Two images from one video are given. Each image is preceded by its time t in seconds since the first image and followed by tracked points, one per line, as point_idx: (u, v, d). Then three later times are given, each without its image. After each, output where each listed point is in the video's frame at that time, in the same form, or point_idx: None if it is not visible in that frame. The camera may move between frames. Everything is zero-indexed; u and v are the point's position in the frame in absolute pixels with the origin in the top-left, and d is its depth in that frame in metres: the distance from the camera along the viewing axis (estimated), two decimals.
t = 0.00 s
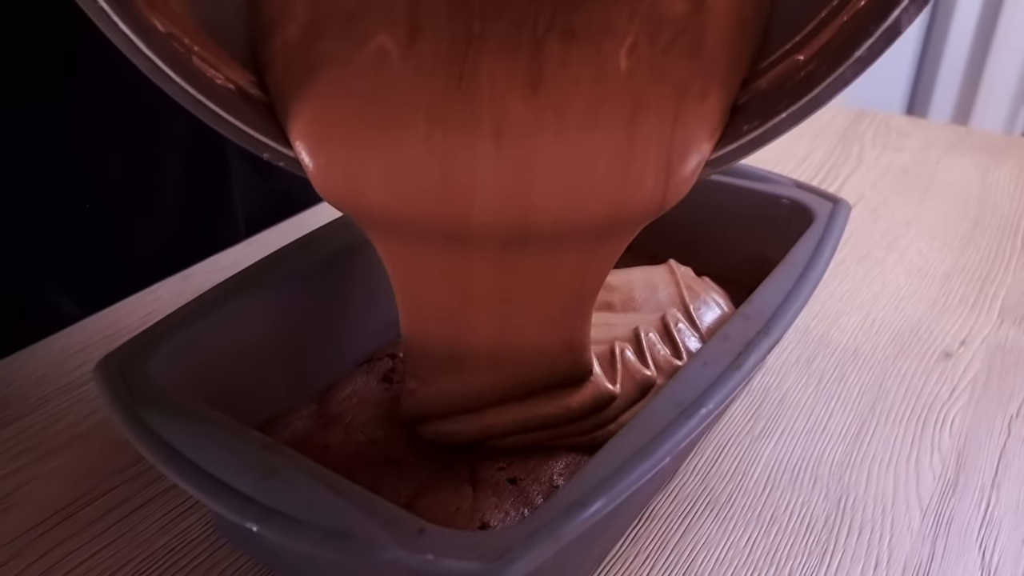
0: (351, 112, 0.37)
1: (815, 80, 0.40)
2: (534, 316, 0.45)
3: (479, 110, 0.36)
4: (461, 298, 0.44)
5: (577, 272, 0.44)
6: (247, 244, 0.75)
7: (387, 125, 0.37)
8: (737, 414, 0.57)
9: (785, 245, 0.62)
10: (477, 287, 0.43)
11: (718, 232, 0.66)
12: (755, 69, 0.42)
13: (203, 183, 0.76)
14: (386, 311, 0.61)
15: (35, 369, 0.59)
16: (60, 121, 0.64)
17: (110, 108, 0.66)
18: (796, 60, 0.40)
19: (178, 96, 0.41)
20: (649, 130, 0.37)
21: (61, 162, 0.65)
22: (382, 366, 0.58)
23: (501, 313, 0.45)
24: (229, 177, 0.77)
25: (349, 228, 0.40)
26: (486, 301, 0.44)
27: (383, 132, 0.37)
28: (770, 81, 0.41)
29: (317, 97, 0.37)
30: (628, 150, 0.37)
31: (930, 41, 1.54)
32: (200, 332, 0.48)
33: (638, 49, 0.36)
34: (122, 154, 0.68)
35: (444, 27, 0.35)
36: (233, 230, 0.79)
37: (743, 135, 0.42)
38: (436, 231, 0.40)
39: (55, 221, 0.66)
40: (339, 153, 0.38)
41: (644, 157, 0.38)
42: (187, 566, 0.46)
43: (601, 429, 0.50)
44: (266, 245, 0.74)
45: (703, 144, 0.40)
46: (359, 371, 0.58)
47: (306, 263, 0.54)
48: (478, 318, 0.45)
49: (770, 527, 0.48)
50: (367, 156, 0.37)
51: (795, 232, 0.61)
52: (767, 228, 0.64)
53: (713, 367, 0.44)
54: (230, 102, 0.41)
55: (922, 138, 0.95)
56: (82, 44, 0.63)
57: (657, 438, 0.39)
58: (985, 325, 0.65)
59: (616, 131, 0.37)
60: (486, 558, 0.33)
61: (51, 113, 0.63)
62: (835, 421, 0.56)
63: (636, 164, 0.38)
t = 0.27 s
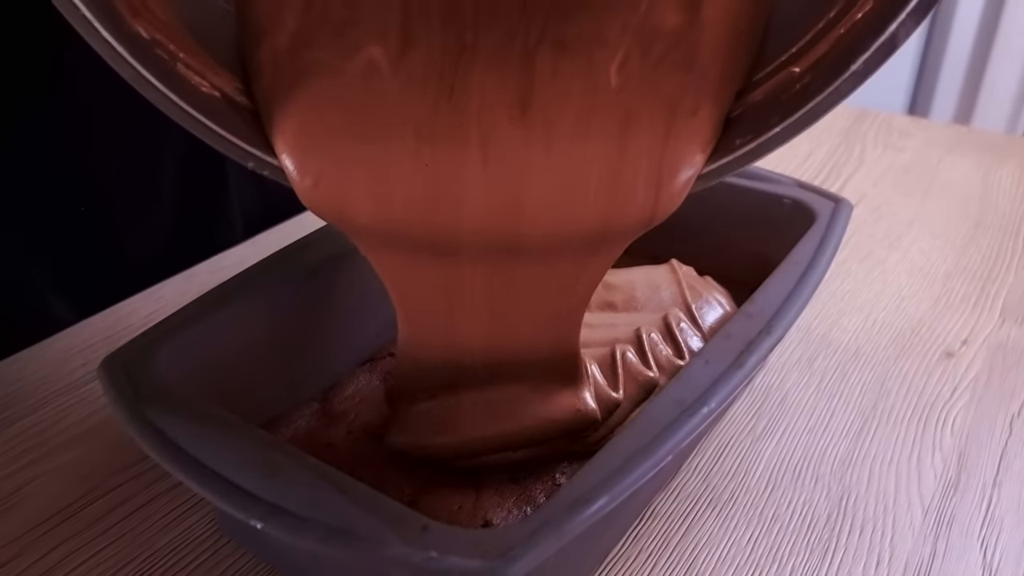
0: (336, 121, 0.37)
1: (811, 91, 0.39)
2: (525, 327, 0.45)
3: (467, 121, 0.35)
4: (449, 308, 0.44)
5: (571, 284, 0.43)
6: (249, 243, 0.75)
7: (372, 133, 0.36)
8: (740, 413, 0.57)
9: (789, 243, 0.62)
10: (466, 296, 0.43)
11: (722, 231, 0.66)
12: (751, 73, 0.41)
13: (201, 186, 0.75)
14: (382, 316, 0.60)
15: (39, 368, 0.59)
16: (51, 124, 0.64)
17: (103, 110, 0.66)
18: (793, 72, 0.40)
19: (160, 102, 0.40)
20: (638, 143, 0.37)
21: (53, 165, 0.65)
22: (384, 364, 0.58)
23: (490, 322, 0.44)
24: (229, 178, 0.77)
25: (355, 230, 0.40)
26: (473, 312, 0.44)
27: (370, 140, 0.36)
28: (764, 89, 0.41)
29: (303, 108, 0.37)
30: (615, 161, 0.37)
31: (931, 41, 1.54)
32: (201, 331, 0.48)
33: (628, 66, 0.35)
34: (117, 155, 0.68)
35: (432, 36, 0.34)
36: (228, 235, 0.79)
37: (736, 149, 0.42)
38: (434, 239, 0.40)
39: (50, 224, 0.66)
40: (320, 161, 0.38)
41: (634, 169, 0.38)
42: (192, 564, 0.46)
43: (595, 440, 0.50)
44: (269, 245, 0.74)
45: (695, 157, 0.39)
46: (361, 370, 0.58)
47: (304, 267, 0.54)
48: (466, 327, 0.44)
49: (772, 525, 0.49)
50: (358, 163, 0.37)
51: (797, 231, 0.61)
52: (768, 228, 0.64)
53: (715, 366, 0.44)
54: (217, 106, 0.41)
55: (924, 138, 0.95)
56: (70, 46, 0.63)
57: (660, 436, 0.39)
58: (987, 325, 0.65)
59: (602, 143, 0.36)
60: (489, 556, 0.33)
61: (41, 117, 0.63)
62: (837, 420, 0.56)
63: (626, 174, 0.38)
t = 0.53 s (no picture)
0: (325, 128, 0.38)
1: (803, 112, 0.37)
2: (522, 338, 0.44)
3: (452, 133, 0.36)
4: (438, 320, 0.43)
5: (570, 292, 0.42)
6: (254, 241, 0.75)
7: (358, 143, 0.37)
8: (743, 409, 0.57)
9: (792, 241, 0.63)
10: (454, 308, 0.42)
11: (725, 230, 0.67)
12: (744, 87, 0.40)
13: (200, 189, 0.73)
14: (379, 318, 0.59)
15: (44, 366, 0.60)
16: (44, 124, 0.62)
17: (98, 109, 0.64)
18: (784, 86, 0.38)
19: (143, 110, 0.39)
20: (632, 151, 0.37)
21: (47, 167, 0.63)
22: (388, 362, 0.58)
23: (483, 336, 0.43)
24: (228, 179, 0.75)
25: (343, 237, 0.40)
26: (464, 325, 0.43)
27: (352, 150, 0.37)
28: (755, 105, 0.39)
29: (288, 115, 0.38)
30: (603, 172, 0.37)
31: (933, 40, 1.54)
32: (206, 329, 0.48)
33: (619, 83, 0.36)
34: (113, 156, 0.66)
35: (424, 53, 0.36)
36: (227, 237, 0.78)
37: (723, 164, 0.40)
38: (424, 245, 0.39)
39: (44, 226, 0.64)
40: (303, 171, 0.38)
41: (621, 185, 0.38)
42: (198, 559, 0.46)
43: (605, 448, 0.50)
44: (272, 245, 0.74)
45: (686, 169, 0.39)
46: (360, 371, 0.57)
47: (299, 269, 0.54)
48: (458, 339, 0.43)
49: (776, 520, 0.49)
50: (346, 170, 0.38)
51: (800, 229, 0.62)
52: (772, 225, 0.64)
53: (719, 361, 0.44)
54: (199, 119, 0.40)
55: (927, 136, 0.95)
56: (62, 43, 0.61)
57: (665, 429, 0.39)
58: (990, 321, 0.65)
59: (587, 152, 0.37)
60: (495, 548, 0.33)
61: (34, 117, 0.62)
62: (841, 416, 0.56)
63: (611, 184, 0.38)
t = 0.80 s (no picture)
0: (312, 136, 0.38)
1: (795, 121, 0.35)
2: (517, 344, 0.44)
3: (442, 144, 0.37)
4: (428, 325, 0.43)
5: (564, 298, 0.42)
6: (257, 240, 0.75)
7: (347, 150, 0.38)
8: (745, 407, 0.57)
9: (794, 239, 0.63)
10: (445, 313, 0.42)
11: (726, 228, 0.67)
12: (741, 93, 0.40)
13: (197, 189, 0.73)
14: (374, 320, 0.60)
15: (49, 363, 0.60)
16: (38, 127, 0.62)
17: (91, 110, 0.65)
18: (778, 95, 0.37)
19: (134, 117, 0.38)
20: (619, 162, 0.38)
21: (43, 169, 0.64)
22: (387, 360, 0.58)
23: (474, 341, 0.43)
24: (220, 187, 0.75)
25: (335, 241, 0.40)
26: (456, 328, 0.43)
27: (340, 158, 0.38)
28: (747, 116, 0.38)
29: (276, 122, 0.39)
30: (592, 181, 0.37)
31: (937, 40, 1.54)
32: (211, 327, 0.48)
33: (606, 96, 0.37)
34: (108, 156, 0.67)
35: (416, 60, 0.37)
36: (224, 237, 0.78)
37: (715, 176, 0.38)
38: (417, 252, 0.39)
39: (42, 228, 0.65)
40: (293, 178, 0.39)
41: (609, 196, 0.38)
42: (202, 555, 0.46)
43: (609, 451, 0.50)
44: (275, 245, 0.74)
45: (680, 178, 0.38)
46: (350, 375, 0.57)
47: (296, 270, 0.54)
48: (452, 341, 0.43)
49: (778, 517, 0.49)
50: (338, 175, 0.38)
51: (802, 227, 0.62)
52: (774, 223, 0.64)
53: (722, 357, 0.44)
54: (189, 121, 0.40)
55: (929, 135, 0.95)
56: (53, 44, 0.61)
57: (667, 426, 0.39)
58: (992, 319, 0.65)
59: (572, 160, 0.37)
60: (499, 542, 0.33)
61: (27, 119, 0.62)
62: (843, 413, 0.56)
63: (599, 196, 0.38)
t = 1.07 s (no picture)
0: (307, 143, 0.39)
1: (794, 127, 0.35)
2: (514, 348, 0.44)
3: (437, 150, 0.38)
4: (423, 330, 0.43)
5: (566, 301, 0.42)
6: (261, 237, 0.75)
7: (342, 156, 0.38)
8: (749, 404, 0.57)
9: (797, 236, 0.63)
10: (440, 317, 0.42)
11: (730, 226, 0.67)
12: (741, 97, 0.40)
13: (197, 188, 0.74)
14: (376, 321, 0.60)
15: (55, 360, 0.60)
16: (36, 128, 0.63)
17: (90, 112, 0.65)
18: (777, 102, 0.37)
19: (130, 121, 0.39)
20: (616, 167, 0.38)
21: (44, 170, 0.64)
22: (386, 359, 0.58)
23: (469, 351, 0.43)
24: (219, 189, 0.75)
25: (332, 242, 0.40)
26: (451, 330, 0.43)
27: (333, 167, 0.38)
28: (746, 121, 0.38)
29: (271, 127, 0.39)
30: (587, 187, 0.38)
31: (940, 38, 1.54)
32: (218, 323, 0.48)
33: (599, 108, 0.37)
34: (108, 156, 0.67)
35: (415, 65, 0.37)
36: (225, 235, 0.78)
37: (710, 183, 0.39)
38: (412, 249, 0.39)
39: (43, 228, 0.65)
40: (289, 183, 0.39)
41: (603, 205, 0.38)
42: (209, 551, 0.47)
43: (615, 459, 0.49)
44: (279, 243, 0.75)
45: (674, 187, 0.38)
46: (343, 381, 0.56)
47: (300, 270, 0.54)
48: (444, 345, 0.43)
49: (782, 513, 0.49)
50: (331, 179, 0.39)
51: (806, 224, 0.62)
52: (777, 221, 0.64)
53: (726, 354, 0.44)
54: (182, 122, 0.40)
55: (932, 134, 0.95)
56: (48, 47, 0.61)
57: (671, 422, 0.40)
58: (995, 318, 0.65)
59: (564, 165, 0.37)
60: (504, 536, 0.34)
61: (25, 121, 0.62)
62: (846, 410, 0.57)
63: (597, 199, 0.38)
